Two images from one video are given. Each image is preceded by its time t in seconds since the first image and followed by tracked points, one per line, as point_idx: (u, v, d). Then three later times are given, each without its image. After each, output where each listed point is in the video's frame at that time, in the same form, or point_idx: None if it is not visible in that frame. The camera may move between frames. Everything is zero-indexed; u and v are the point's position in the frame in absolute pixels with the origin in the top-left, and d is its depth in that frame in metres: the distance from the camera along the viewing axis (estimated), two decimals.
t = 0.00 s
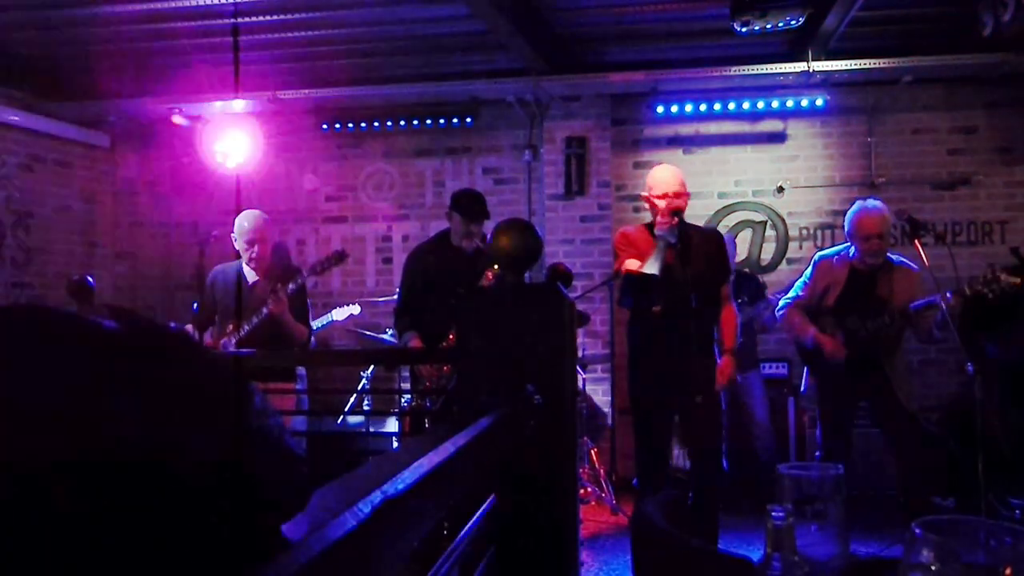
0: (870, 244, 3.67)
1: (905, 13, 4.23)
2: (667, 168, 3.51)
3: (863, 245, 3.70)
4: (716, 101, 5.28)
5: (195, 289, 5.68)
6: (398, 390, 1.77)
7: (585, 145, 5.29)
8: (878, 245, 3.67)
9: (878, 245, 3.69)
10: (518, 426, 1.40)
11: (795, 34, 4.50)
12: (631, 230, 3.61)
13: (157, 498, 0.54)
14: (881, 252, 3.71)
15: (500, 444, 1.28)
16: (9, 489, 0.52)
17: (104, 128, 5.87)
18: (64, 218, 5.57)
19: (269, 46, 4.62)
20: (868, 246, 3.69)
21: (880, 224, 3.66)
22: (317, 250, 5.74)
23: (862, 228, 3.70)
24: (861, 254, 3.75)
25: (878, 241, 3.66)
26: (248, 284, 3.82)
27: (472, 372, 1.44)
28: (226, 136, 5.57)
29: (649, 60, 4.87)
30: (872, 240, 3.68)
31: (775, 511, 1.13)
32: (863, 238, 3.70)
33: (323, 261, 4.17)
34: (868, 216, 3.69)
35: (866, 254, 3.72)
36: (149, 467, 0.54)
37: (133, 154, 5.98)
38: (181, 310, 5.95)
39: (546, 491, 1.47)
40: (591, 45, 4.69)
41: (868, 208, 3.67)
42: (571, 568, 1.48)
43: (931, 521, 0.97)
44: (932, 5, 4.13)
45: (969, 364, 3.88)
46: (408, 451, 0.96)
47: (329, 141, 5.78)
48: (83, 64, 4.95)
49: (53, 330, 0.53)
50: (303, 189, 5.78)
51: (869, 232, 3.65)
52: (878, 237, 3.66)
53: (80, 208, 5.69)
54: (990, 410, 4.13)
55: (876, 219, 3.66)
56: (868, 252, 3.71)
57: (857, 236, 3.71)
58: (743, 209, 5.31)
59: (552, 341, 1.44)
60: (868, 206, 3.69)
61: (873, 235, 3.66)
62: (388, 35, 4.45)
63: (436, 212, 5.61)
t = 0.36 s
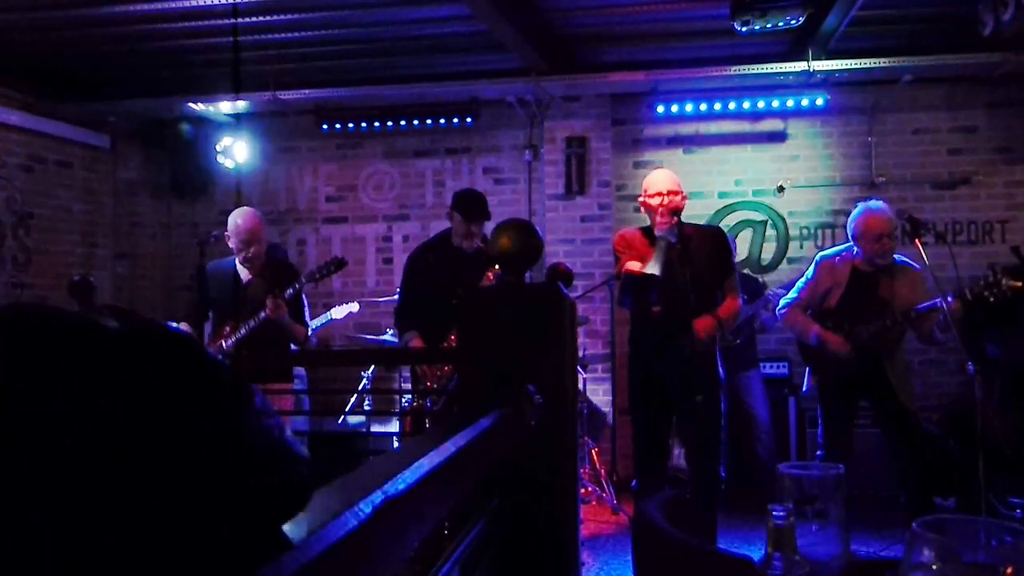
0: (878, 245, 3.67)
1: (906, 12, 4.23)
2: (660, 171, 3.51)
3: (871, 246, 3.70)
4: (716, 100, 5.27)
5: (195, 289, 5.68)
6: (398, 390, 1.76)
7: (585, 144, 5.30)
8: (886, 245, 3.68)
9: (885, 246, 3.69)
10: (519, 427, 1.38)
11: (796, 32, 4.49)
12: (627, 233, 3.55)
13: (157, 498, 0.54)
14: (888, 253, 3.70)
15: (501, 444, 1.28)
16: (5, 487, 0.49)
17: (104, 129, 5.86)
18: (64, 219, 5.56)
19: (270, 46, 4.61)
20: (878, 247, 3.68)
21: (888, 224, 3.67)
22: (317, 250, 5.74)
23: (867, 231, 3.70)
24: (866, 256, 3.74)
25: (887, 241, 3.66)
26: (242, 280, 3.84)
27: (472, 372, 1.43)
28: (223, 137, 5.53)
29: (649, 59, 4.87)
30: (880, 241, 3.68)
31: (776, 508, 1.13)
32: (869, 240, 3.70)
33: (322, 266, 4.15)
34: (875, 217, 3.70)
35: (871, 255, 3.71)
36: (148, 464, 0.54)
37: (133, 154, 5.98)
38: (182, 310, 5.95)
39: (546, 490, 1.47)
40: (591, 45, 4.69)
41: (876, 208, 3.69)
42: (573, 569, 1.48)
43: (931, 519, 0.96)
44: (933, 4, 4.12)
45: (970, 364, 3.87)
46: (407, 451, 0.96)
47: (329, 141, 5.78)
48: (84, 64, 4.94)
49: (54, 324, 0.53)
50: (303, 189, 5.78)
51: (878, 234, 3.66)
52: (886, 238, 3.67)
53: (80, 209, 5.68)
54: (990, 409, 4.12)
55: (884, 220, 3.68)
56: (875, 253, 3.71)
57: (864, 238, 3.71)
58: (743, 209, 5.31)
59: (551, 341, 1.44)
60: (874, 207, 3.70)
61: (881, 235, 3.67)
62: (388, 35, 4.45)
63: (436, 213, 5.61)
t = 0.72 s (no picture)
0: (882, 245, 3.65)
1: (906, 12, 4.23)
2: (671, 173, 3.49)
3: (874, 246, 3.68)
4: (717, 101, 5.26)
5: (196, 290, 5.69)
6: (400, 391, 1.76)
7: (585, 145, 5.31)
8: (889, 245, 3.66)
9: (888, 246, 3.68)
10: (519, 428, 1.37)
11: (797, 33, 4.49)
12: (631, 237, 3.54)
13: (157, 495, 0.53)
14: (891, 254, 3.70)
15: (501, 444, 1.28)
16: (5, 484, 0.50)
17: (105, 130, 5.86)
18: (65, 220, 5.56)
19: (271, 47, 4.62)
20: (882, 248, 3.67)
21: (890, 224, 3.66)
22: (318, 251, 5.75)
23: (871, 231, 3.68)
24: (867, 257, 3.74)
25: (891, 241, 3.65)
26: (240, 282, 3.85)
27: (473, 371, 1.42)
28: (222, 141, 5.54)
29: (650, 59, 4.87)
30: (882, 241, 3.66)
31: (776, 508, 1.12)
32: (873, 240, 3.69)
33: (323, 270, 4.17)
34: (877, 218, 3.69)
35: (874, 255, 3.70)
36: (147, 467, 0.53)
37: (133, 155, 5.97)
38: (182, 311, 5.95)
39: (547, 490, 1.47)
40: (592, 45, 4.68)
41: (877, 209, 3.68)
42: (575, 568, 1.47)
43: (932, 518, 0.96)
44: (934, 4, 4.12)
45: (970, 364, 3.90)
46: (408, 452, 0.96)
47: (329, 142, 5.78)
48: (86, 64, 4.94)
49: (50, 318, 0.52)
50: (304, 190, 5.79)
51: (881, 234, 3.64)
52: (889, 237, 3.65)
53: (81, 210, 5.68)
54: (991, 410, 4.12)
55: (886, 220, 3.67)
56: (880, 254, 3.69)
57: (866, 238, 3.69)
58: (744, 209, 5.31)
59: (551, 341, 1.43)
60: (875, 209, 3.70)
61: (885, 235, 3.65)
62: (389, 36, 4.44)
63: (437, 213, 5.62)
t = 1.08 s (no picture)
0: (882, 241, 3.64)
1: (904, 12, 4.24)
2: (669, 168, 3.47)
3: (874, 243, 3.67)
4: (716, 100, 5.24)
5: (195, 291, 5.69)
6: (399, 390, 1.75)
7: (586, 145, 5.32)
8: (888, 241, 3.66)
9: (888, 241, 3.66)
10: (519, 428, 1.37)
11: (797, 32, 4.49)
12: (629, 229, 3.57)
13: (156, 494, 0.54)
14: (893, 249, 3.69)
15: (503, 444, 1.28)
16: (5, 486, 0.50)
17: (104, 130, 5.87)
18: (65, 220, 5.56)
19: (270, 48, 4.63)
20: (882, 244, 3.66)
21: (889, 220, 3.65)
22: (318, 251, 5.75)
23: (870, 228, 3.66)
24: (867, 253, 3.73)
25: (891, 237, 3.63)
26: (244, 283, 3.85)
27: (475, 372, 1.43)
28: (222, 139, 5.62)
29: (650, 59, 4.86)
30: (882, 237, 3.65)
31: (776, 506, 1.13)
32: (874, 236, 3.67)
33: (329, 271, 4.18)
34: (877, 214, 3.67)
35: (874, 252, 3.69)
36: (149, 466, 0.53)
37: (134, 156, 5.98)
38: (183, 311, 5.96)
39: (546, 490, 1.47)
40: (591, 44, 4.68)
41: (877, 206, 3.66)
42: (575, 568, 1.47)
43: (932, 517, 0.96)
44: (933, 3, 4.12)
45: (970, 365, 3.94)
46: (408, 452, 0.96)
47: (329, 141, 5.78)
48: (85, 65, 4.95)
49: (44, 316, 0.51)
50: (304, 190, 5.79)
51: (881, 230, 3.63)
52: (888, 234, 3.64)
53: (81, 211, 5.68)
54: (991, 409, 4.12)
55: (885, 216, 3.65)
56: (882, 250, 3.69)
57: (866, 234, 3.68)
58: (744, 209, 5.31)
59: (548, 341, 1.43)
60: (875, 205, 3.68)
61: (885, 232, 3.64)
62: (388, 36, 4.45)
63: (437, 213, 5.62)
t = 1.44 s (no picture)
0: (882, 239, 3.65)
1: (904, 11, 4.24)
2: (663, 168, 3.46)
3: (875, 241, 3.69)
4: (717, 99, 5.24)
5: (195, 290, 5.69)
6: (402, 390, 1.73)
7: (586, 144, 5.31)
8: (888, 238, 3.67)
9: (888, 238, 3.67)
10: (519, 427, 1.37)
11: (798, 32, 4.48)
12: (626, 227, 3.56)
13: (156, 494, 0.52)
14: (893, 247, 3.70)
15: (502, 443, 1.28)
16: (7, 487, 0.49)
17: (104, 130, 5.87)
18: (65, 219, 5.56)
19: (269, 47, 4.64)
20: (882, 241, 3.67)
21: (888, 217, 3.66)
22: (318, 250, 5.75)
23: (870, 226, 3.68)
24: (868, 251, 3.75)
25: (891, 235, 3.65)
26: (251, 283, 3.85)
27: (475, 372, 1.43)
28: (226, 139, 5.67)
29: (651, 58, 4.86)
30: (882, 235, 3.67)
31: (776, 506, 1.12)
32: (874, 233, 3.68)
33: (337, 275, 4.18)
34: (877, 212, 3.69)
35: (876, 249, 3.71)
36: (150, 466, 0.52)
37: (134, 155, 5.98)
38: (182, 310, 5.96)
39: (545, 488, 1.46)
40: (592, 44, 4.68)
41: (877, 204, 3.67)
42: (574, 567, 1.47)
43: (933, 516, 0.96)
44: (934, 3, 4.11)
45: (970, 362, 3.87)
46: (408, 451, 0.95)
47: (329, 141, 5.78)
48: (84, 64, 4.94)
49: (44, 316, 0.53)
50: (304, 190, 5.79)
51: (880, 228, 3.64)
52: (888, 231, 3.65)
53: (81, 210, 5.68)
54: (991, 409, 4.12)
55: (884, 214, 3.66)
56: (882, 247, 3.70)
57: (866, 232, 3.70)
58: (744, 208, 5.31)
59: (547, 340, 1.43)
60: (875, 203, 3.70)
61: (884, 229, 3.65)
62: (388, 35, 4.45)
63: (436, 213, 5.62)
